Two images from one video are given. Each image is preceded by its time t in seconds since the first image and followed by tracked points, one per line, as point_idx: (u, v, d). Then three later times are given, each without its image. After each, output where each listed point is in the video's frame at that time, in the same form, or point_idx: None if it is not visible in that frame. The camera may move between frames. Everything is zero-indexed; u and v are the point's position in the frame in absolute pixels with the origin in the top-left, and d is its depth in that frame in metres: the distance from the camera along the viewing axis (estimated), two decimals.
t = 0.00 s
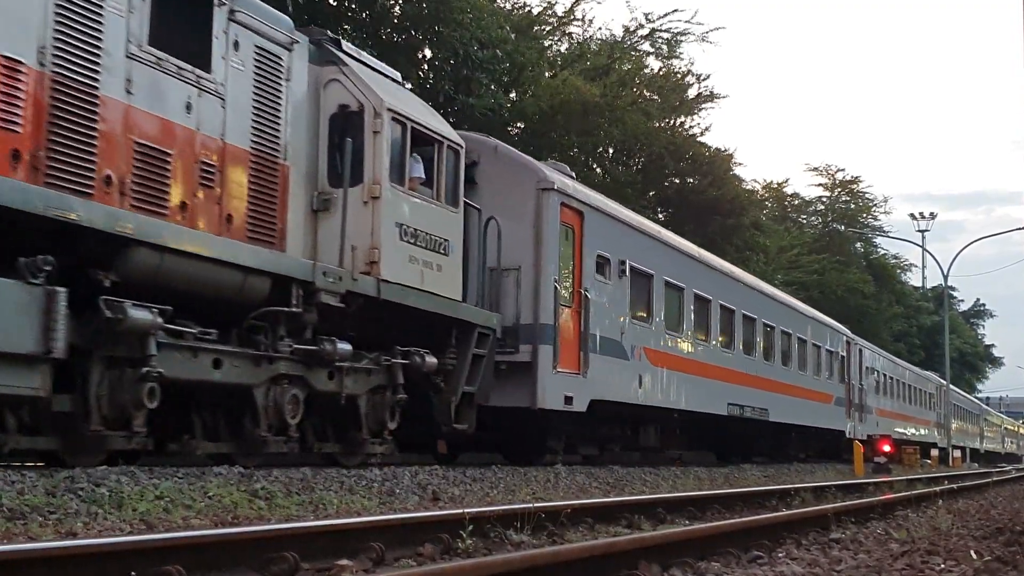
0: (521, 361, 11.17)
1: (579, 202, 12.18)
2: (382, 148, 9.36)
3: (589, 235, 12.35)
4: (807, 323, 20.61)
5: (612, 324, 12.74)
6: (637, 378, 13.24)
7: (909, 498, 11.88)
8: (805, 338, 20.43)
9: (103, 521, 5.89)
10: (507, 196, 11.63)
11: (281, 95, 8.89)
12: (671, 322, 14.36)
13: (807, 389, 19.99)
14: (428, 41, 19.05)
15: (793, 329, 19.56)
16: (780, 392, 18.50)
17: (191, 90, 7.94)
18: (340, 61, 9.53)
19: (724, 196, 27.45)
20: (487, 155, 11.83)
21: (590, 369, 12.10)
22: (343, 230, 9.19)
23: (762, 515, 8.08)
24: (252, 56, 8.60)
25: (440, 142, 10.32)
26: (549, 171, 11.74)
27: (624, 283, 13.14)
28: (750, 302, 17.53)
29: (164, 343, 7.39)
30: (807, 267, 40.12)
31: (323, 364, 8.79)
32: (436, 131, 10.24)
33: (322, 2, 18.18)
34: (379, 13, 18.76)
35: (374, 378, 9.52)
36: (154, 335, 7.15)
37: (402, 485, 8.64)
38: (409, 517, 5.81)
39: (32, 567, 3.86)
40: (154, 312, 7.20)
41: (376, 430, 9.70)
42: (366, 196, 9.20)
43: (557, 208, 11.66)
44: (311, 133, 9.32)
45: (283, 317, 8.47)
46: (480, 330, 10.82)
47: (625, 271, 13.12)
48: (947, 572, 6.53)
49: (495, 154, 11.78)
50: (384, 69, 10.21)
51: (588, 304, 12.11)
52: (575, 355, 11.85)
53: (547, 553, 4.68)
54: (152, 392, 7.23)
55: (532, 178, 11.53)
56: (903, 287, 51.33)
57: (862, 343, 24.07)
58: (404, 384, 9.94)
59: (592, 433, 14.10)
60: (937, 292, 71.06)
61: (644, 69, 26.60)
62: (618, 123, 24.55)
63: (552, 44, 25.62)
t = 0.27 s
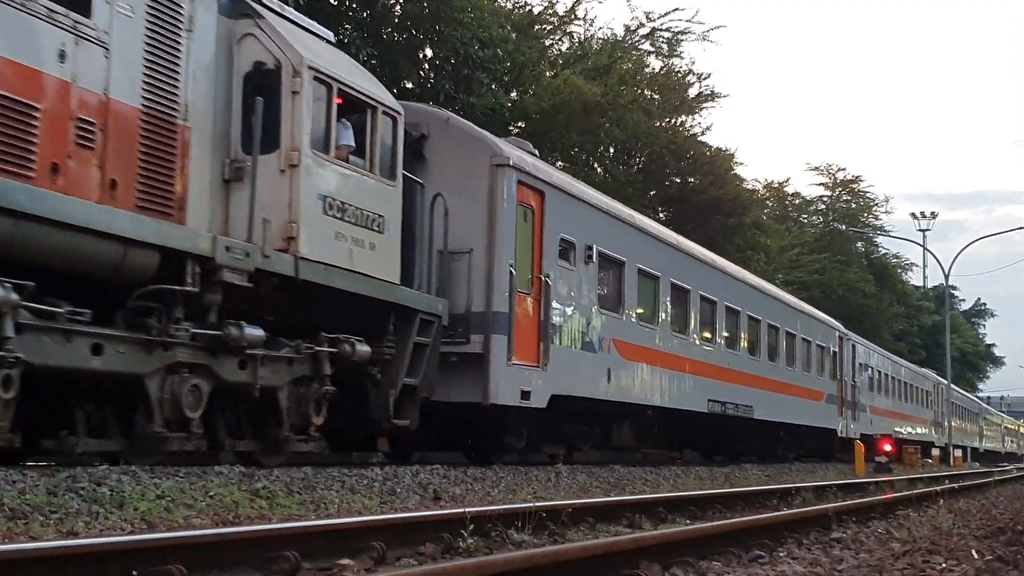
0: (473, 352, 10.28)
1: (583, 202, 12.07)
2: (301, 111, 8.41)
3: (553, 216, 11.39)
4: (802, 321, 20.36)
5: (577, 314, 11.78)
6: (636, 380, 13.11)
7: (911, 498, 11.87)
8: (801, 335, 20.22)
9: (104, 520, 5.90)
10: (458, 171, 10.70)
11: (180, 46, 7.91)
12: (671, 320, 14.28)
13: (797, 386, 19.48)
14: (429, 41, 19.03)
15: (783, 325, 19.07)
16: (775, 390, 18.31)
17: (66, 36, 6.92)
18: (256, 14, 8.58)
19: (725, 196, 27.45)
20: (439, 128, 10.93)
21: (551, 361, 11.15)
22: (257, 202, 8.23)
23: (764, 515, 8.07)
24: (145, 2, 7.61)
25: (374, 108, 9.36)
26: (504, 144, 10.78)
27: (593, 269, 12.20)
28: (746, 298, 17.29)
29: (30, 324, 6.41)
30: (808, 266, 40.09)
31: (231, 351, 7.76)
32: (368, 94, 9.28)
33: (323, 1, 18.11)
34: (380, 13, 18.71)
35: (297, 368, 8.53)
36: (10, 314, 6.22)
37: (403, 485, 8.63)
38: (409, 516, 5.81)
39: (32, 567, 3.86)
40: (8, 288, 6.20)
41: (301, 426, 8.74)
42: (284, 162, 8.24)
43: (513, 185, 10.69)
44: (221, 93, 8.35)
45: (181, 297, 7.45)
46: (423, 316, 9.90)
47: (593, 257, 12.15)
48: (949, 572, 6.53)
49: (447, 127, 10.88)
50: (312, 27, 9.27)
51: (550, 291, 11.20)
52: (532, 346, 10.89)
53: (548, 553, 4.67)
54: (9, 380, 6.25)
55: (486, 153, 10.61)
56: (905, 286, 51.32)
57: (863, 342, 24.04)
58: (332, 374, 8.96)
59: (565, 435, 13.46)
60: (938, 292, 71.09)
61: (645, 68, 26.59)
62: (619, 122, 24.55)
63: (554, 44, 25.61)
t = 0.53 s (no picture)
0: (413, 342, 9.31)
1: (580, 200, 12.00)
2: (199, 65, 7.51)
3: (505, 193, 10.44)
4: (797, 319, 20.10)
5: (530, 301, 10.83)
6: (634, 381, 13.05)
7: (911, 498, 11.88)
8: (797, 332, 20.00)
9: (105, 520, 5.90)
10: (398, 141, 9.71)
11: None
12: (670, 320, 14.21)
13: (786, 382, 18.97)
14: (429, 40, 19.03)
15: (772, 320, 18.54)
16: (772, 389, 18.19)
17: None
18: None
19: (726, 195, 27.45)
20: (378, 94, 9.90)
21: (503, 350, 10.25)
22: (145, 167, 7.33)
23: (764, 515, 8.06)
24: None
25: (289, 65, 8.43)
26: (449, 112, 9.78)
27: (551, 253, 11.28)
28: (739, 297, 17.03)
29: None
30: (809, 265, 40.11)
31: (111, 333, 6.86)
32: (281, 49, 8.33)
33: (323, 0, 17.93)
34: (380, 13, 18.53)
35: (198, 355, 7.60)
36: None
37: (404, 484, 8.63)
38: (410, 516, 5.81)
39: (32, 567, 3.85)
40: None
41: (205, 421, 7.79)
42: (178, 122, 7.35)
43: (460, 157, 9.71)
44: (104, 44, 7.41)
45: (46, 271, 6.50)
46: (353, 300, 8.95)
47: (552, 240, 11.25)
48: (950, 571, 6.53)
49: (386, 93, 9.86)
50: None
51: (501, 275, 10.25)
52: (481, 334, 9.95)
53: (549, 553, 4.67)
54: None
55: (429, 122, 9.62)
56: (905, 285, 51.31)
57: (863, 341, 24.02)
58: (244, 361, 8.02)
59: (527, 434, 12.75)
60: (940, 292, 71.07)
61: (645, 68, 26.58)
62: (620, 122, 24.55)
63: (555, 43, 25.61)
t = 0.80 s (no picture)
0: (342, 328, 8.32)
1: (583, 199, 11.86)
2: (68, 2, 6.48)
3: (451, 165, 9.38)
4: (797, 318, 19.80)
5: (481, 286, 9.80)
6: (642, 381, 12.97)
7: (912, 497, 11.87)
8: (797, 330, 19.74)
9: (106, 519, 5.90)
10: (324, 106, 8.66)
11: None
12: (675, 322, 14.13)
13: (783, 380, 18.40)
14: (430, 40, 19.03)
15: (768, 316, 18.02)
16: (777, 388, 18.06)
17: None
18: None
19: (727, 195, 27.43)
20: (302, 54, 8.83)
21: (448, 339, 9.20)
22: None
23: (765, 514, 8.06)
24: None
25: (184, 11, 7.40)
26: (384, 74, 8.74)
27: (506, 235, 10.25)
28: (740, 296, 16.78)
29: None
30: (811, 264, 40.09)
31: None
32: None
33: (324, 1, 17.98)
34: (381, 13, 18.58)
35: (72, 340, 6.66)
36: None
37: (404, 484, 8.63)
38: (411, 515, 5.82)
39: (31, 566, 3.85)
40: None
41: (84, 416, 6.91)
42: (41, 70, 6.34)
43: (394, 124, 8.65)
44: None
45: None
46: (269, 281, 7.98)
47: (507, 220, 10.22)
48: (950, 570, 6.51)
49: (311, 52, 8.79)
50: None
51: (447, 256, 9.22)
52: (422, 321, 8.93)
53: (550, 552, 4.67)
54: None
55: (358, 83, 8.58)
56: (907, 284, 51.28)
57: (864, 341, 23.98)
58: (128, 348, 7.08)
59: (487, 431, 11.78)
60: (942, 291, 71.09)
61: (646, 67, 26.57)
62: (621, 121, 24.53)
63: (555, 43, 25.61)
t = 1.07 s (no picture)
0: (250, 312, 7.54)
1: (566, 188, 11.74)
2: None
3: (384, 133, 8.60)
4: (789, 315, 19.55)
5: (418, 267, 9.00)
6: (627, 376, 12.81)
7: (913, 497, 11.86)
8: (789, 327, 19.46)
9: (108, 519, 5.91)
10: (234, 67, 7.87)
11: None
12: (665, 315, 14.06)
13: (770, 376, 17.96)
14: (432, 40, 19.03)
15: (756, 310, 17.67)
16: (770, 385, 17.96)
17: None
18: None
19: (728, 194, 27.42)
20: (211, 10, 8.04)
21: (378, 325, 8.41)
22: None
23: (766, 514, 8.07)
24: None
25: None
26: (306, 31, 7.96)
27: (449, 213, 9.49)
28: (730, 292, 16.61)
29: None
30: (812, 264, 40.07)
31: None
32: None
33: None
34: (382, 13, 18.57)
35: None
36: None
37: (405, 483, 8.63)
38: (413, 515, 5.83)
39: (32, 566, 3.85)
40: None
41: None
42: None
43: (313, 85, 7.86)
44: None
45: None
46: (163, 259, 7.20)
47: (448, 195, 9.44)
48: (952, 570, 6.51)
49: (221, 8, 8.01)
50: None
51: (378, 234, 8.42)
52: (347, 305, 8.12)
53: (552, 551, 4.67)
54: None
55: (272, 40, 7.80)
56: (908, 284, 51.29)
57: (864, 340, 23.96)
58: None
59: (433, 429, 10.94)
60: (943, 291, 71.11)
61: (648, 66, 26.56)
62: (622, 121, 24.52)
63: (556, 43, 25.59)
